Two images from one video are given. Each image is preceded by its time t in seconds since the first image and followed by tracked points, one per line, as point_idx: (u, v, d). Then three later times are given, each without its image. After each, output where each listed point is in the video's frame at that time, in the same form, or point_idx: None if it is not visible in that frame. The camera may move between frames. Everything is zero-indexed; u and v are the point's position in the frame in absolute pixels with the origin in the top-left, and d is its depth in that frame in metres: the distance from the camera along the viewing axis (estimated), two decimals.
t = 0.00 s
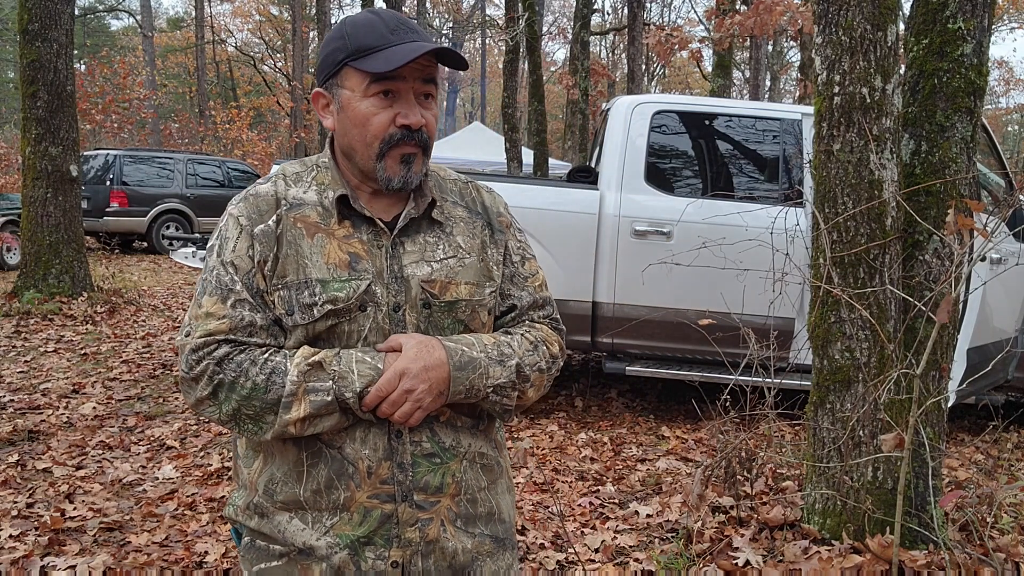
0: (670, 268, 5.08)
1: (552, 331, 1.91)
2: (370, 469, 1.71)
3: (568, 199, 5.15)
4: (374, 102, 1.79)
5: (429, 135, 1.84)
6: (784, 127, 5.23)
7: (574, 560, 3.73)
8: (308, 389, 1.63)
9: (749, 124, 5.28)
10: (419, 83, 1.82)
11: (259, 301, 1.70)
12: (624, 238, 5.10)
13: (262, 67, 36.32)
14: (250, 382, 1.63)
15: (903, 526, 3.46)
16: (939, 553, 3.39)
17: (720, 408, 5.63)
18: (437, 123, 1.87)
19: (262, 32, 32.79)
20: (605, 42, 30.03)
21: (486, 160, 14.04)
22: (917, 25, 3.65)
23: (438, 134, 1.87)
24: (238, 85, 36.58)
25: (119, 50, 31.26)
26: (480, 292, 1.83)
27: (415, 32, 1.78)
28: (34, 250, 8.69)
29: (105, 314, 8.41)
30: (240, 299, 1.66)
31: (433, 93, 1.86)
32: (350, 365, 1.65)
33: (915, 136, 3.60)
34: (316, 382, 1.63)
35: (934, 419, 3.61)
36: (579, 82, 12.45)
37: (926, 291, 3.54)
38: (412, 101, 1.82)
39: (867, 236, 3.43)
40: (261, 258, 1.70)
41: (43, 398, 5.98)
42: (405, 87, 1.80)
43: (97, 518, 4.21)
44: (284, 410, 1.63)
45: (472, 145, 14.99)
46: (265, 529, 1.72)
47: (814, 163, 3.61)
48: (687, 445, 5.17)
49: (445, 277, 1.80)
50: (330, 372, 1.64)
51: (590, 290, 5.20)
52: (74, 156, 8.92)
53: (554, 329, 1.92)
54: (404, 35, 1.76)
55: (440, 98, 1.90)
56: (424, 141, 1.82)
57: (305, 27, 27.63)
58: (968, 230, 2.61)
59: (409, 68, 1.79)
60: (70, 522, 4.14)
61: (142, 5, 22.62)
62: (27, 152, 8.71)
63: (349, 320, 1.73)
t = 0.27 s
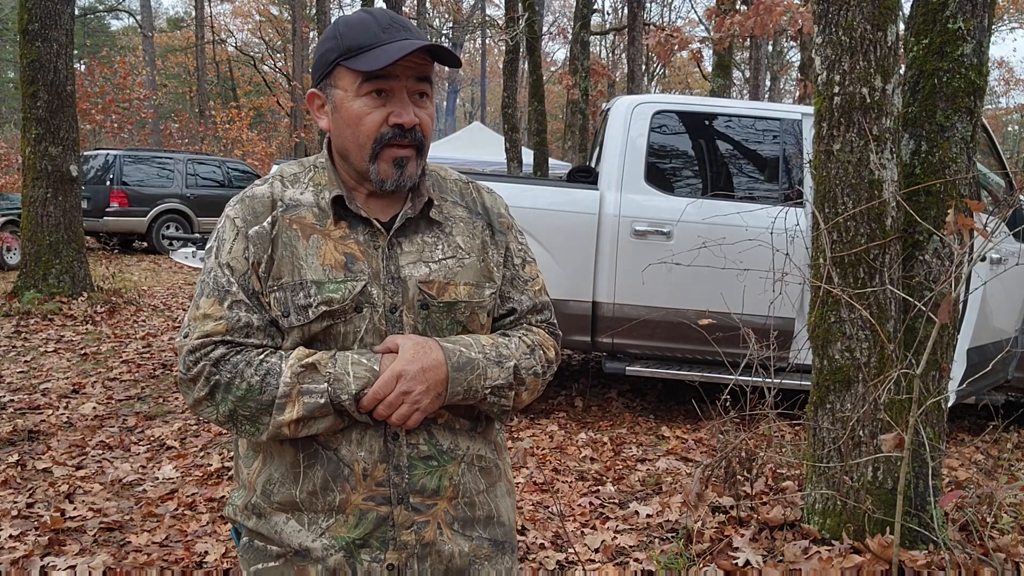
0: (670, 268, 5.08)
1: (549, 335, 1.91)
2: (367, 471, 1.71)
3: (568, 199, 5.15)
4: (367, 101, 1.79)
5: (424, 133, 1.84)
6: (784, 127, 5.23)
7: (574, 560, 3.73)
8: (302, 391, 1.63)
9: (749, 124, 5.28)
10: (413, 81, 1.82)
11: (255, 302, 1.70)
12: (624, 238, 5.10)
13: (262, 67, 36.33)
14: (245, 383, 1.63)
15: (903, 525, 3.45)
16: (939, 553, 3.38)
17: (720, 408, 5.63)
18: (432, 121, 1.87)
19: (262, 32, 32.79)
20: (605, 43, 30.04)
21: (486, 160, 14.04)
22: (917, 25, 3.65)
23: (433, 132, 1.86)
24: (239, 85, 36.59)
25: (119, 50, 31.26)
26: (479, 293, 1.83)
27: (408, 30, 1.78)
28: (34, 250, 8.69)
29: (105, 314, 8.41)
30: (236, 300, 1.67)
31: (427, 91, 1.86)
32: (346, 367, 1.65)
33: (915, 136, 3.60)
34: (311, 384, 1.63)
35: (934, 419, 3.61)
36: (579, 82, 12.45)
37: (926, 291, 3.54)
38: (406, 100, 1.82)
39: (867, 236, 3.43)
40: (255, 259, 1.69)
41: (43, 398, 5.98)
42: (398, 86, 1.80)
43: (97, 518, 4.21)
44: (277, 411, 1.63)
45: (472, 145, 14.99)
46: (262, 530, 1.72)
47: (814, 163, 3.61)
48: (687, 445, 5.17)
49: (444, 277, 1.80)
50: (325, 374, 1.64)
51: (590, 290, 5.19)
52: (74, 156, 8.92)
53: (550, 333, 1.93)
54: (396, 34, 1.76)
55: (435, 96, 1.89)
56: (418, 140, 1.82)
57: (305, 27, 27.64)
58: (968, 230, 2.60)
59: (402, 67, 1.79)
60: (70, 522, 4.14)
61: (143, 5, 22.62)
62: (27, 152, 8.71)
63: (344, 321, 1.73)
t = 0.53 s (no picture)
0: (670, 268, 5.08)
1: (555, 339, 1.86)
2: (356, 472, 1.71)
3: (568, 199, 5.15)
4: (365, 100, 1.80)
5: (422, 131, 1.84)
6: (784, 127, 5.23)
7: (575, 560, 3.73)
8: (286, 386, 1.64)
9: (749, 124, 5.28)
10: (411, 79, 1.82)
11: (249, 296, 1.74)
12: (624, 238, 5.10)
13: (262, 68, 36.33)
14: (233, 377, 1.65)
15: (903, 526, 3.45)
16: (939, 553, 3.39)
17: (721, 408, 5.63)
18: (432, 119, 1.87)
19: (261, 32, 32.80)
20: (605, 42, 30.07)
21: (486, 160, 14.03)
22: (917, 25, 3.65)
23: (432, 129, 1.86)
24: (239, 85, 36.59)
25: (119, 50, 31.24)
26: (478, 292, 1.81)
27: (405, 27, 1.78)
28: (34, 250, 8.69)
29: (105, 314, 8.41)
30: (229, 295, 1.70)
31: (427, 89, 1.85)
32: (330, 362, 1.65)
33: (915, 136, 3.60)
34: (294, 379, 1.64)
35: (934, 419, 3.61)
36: (579, 82, 12.46)
37: (926, 291, 3.54)
38: (404, 97, 1.82)
39: (867, 236, 3.43)
40: (249, 254, 1.73)
41: (43, 398, 5.98)
42: (395, 84, 1.81)
43: (97, 518, 4.21)
44: (261, 406, 1.63)
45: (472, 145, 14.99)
46: (257, 527, 1.74)
47: (814, 163, 3.61)
48: (687, 445, 5.17)
49: (440, 274, 1.79)
50: (309, 369, 1.65)
51: (590, 290, 5.19)
52: (74, 156, 8.92)
53: (558, 338, 1.88)
54: (393, 31, 1.76)
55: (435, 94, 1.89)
56: (416, 137, 1.82)
57: (305, 27, 27.64)
58: (968, 230, 2.60)
59: (399, 64, 1.79)
60: (70, 522, 4.14)
61: (143, 5, 22.62)
62: (27, 152, 8.71)
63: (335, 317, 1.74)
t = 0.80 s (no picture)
0: (670, 267, 5.08)
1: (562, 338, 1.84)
2: (353, 472, 1.71)
3: (568, 199, 5.14)
4: (361, 94, 1.81)
5: (418, 125, 1.83)
6: (784, 126, 5.23)
7: (575, 560, 3.73)
8: (279, 383, 1.63)
9: (748, 123, 5.28)
10: (407, 73, 1.82)
11: (249, 293, 1.76)
12: (624, 237, 5.10)
13: (262, 68, 36.33)
14: (230, 374, 1.66)
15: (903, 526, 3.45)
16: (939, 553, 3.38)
17: (721, 409, 5.63)
18: (430, 113, 1.86)
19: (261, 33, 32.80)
20: (604, 43, 30.09)
21: (486, 160, 14.03)
22: (917, 25, 3.65)
23: (429, 123, 1.85)
24: (239, 85, 36.59)
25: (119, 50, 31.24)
26: (480, 288, 1.80)
27: (400, 21, 1.78)
28: (34, 250, 8.69)
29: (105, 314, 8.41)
30: (229, 291, 1.73)
31: (424, 83, 1.85)
32: (322, 359, 1.64)
33: (915, 136, 3.60)
34: (288, 376, 1.64)
35: (934, 419, 3.61)
36: (579, 82, 12.46)
37: (926, 291, 3.54)
38: (400, 92, 1.82)
39: (866, 236, 3.43)
40: (248, 250, 1.75)
41: (43, 398, 5.98)
42: (391, 78, 1.81)
43: (97, 518, 4.21)
44: (255, 403, 1.64)
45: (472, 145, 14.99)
46: (258, 528, 1.75)
47: (814, 163, 3.61)
48: (687, 445, 5.17)
49: (440, 269, 1.78)
50: (302, 366, 1.64)
51: (591, 290, 5.19)
52: (74, 156, 8.92)
53: (565, 337, 1.85)
54: (387, 25, 1.77)
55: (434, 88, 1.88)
56: (412, 131, 1.81)
57: (305, 27, 27.65)
58: (968, 230, 2.60)
59: (393, 58, 1.79)
60: (70, 522, 4.14)
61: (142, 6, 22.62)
62: (27, 153, 8.71)
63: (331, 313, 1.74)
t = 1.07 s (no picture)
0: (670, 267, 5.08)
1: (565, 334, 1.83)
2: (357, 472, 1.71)
3: (568, 199, 5.14)
4: (354, 92, 1.81)
5: (412, 122, 1.83)
6: (784, 126, 5.23)
7: (574, 560, 3.73)
8: (281, 383, 1.64)
9: (748, 123, 5.28)
10: (399, 70, 1.82)
11: (249, 295, 1.76)
12: (624, 238, 5.10)
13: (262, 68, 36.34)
14: (231, 376, 1.66)
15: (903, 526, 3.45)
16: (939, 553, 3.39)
17: (721, 408, 5.63)
18: (424, 110, 1.85)
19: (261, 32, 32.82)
20: (604, 43, 30.10)
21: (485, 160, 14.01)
22: (917, 25, 3.65)
23: (424, 121, 1.85)
24: (239, 85, 36.60)
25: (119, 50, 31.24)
26: (482, 286, 1.80)
27: (392, 19, 1.78)
28: (34, 250, 8.69)
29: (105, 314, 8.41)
30: (229, 294, 1.73)
31: (418, 80, 1.85)
32: (323, 357, 1.64)
33: (915, 136, 3.60)
34: (288, 376, 1.64)
35: (933, 419, 3.61)
36: (579, 82, 12.46)
37: (926, 291, 3.54)
38: (393, 89, 1.82)
39: (866, 236, 3.43)
40: (249, 252, 1.75)
41: (43, 398, 5.98)
42: (383, 76, 1.81)
43: (97, 518, 4.21)
44: (257, 404, 1.64)
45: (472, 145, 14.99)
46: (262, 530, 1.76)
47: (814, 163, 3.61)
48: (687, 445, 5.17)
49: (440, 267, 1.78)
50: (303, 366, 1.64)
51: (591, 290, 5.19)
52: (74, 156, 8.92)
53: (569, 334, 1.85)
54: (378, 23, 1.77)
55: (429, 86, 1.88)
56: (405, 129, 1.81)
57: (305, 27, 27.65)
58: (968, 230, 2.60)
59: (385, 55, 1.79)
60: (70, 522, 4.14)
61: (142, 5, 22.62)
62: (27, 153, 8.71)
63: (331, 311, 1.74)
